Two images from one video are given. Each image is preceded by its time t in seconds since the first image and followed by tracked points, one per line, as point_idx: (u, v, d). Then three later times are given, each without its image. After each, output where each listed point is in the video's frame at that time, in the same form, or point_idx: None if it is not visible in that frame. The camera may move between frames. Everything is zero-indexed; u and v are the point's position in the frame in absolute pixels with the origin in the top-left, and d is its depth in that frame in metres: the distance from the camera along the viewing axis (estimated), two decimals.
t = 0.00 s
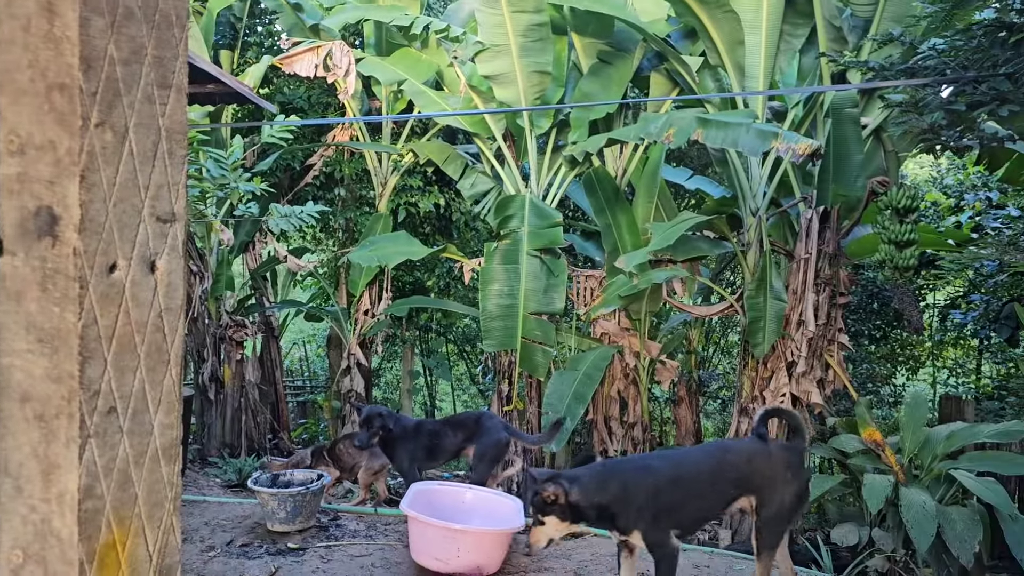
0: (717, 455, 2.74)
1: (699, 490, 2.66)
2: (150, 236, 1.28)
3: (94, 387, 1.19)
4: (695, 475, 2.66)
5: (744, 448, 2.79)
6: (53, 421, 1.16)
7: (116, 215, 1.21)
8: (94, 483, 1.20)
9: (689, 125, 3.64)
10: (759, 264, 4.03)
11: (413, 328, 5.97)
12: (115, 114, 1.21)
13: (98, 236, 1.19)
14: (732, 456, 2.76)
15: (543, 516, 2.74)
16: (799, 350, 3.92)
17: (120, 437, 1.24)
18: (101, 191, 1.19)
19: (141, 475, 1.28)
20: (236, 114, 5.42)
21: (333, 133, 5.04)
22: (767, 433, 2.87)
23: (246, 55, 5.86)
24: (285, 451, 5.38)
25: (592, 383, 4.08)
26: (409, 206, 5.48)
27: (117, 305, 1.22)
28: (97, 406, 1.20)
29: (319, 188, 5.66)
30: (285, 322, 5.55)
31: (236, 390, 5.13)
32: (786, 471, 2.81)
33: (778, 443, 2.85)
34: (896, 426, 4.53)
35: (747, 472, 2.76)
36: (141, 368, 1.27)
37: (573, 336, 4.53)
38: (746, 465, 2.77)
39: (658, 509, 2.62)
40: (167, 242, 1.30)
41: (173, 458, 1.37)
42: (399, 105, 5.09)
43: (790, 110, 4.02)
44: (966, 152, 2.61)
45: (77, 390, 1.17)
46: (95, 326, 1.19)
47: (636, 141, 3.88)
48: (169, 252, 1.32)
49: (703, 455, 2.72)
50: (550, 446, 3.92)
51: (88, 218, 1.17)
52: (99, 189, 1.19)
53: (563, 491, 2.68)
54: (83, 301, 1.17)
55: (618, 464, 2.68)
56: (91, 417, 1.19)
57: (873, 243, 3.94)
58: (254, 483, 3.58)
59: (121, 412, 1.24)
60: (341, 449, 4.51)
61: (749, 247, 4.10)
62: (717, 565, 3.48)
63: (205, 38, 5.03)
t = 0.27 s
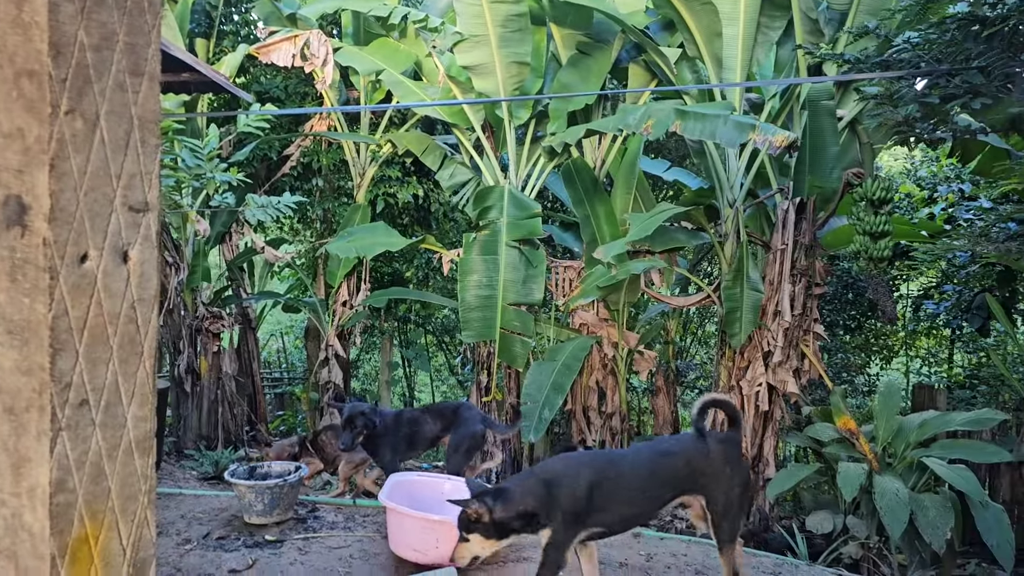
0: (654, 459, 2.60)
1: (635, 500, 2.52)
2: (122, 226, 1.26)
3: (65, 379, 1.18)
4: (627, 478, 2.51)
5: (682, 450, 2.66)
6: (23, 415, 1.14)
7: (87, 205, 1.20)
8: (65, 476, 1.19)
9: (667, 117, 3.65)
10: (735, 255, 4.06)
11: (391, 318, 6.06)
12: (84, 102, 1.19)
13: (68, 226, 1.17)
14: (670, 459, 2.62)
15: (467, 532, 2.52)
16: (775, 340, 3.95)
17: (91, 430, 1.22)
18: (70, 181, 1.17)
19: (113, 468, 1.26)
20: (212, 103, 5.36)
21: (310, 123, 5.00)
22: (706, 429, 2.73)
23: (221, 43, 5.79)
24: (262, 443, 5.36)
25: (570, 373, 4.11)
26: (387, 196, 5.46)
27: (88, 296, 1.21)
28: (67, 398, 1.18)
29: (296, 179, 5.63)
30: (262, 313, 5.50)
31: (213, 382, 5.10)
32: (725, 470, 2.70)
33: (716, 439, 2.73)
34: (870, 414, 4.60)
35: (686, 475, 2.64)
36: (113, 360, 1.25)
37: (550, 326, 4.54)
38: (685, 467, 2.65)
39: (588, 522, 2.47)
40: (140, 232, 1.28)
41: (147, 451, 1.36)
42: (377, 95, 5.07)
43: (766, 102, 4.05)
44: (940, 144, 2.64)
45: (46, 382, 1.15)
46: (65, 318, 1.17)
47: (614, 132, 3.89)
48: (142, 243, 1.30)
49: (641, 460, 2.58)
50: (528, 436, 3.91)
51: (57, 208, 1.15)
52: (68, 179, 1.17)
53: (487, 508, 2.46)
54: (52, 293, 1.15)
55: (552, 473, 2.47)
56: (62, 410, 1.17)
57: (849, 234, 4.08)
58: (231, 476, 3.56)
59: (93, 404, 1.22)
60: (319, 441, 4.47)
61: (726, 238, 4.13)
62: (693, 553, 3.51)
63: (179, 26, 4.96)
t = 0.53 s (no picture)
0: (577, 460, 2.44)
1: (553, 502, 2.36)
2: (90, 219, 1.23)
3: (29, 376, 1.16)
4: (547, 479, 2.36)
5: (606, 453, 2.47)
6: None
7: (52, 198, 1.17)
8: (29, 476, 1.17)
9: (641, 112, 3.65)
10: (708, 250, 4.08)
11: (365, 315, 5.95)
12: (50, 90, 1.16)
13: (32, 220, 1.15)
14: (594, 461, 2.45)
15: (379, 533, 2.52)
16: (747, 335, 3.98)
17: (56, 428, 1.20)
18: (36, 172, 1.16)
19: (79, 468, 1.24)
20: (182, 97, 5.28)
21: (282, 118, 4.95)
22: (633, 433, 2.55)
23: (191, 36, 5.71)
24: (235, 440, 5.31)
25: (544, 368, 4.12)
26: (361, 191, 5.44)
27: (53, 292, 1.18)
28: (31, 396, 1.17)
29: (268, 174, 5.57)
30: (234, 310, 5.45)
31: (184, 379, 5.03)
32: (650, 477, 2.50)
33: (641, 443, 2.54)
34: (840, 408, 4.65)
35: (607, 479, 2.46)
36: (78, 357, 1.22)
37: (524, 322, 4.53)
38: (609, 471, 2.46)
39: (506, 524, 2.34)
40: (106, 226, 1.25)
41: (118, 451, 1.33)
42: (350, 90, 5.05)
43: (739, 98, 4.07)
44: (908, 140, 2.66)
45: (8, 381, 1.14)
46: (28, 315, 1.16)
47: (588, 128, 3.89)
48: (111, 237, 1.27)
49: (561, 461, 2.42)
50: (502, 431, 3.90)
51: (19, 201, 1.13)
52: (34, 170, 1.15)
53: (399, 508, 2.45)
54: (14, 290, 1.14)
55: (466, 470, 2.42)
56: (25, 408, 1.16)
57: (819, 229, 4.11)
58: (203, 474, 3.53)
59: (58, 402, 1.20)
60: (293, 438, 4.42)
61: (699, 233, 4.16)
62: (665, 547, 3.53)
63: (148, 19, 4.88)
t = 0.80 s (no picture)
0: (494, 452, 2.35)
1: (472, 494, 2.26)
2: (57, 216, 1.24)
3: None
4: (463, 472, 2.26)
5: (526, 445, 2.39)
6: None
7: (12, 194, 1.19)
8: None
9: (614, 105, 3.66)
10: (681, 243, 4.11)
11: (339, 309, 5.99)
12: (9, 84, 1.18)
13: None
14: (514, 455, 2.36)
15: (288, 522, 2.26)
16: (720, 327, 4.01)
17: (21, 425, 1.22)
18: None
19: (47, 465, 1.26)
20: (150, 90, 5.21)
21: (253, 110, 4.94)
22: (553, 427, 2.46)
23: (159, 28, 5.63)
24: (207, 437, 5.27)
25: (519, 361, 4.12)
26: (333, 185, 5.41)
27: (16, 287, 1.20)
28: None
29: (239, 168, 5.51)
30: (205, 305, 5.40)
31: (155, 376, 4.97)
32: (568, 472, 2.42)
33: (563, 437, 2.46)
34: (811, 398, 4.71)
35: (528, 471, 2.36)
36: (43, 354, 1.23)
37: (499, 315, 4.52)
38: (529, 465, 2.37)
39: (431, 521, 2.22)
40: (71, 220, 1.25)
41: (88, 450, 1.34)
42: (322, 82, 4.99)
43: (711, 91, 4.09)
44: (877, 134, 2.69)
45: None
46: None
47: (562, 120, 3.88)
48: (79, 234, 1.27)
49: (481, 453, 2.33)
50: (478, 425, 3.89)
51: None
52: None
53: (309, 494, 2.17)
54: None
55: (386, 468, 2.27)
56: None
57: (791, 222, 4.11)
58: (175, 470, 3.50)
59: (23, 399, 1.22)
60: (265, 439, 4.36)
61: (672, 226, 4.18)
62: (638, 536, 3.58)
63: (115, 10, 4.81)
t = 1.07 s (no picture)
0: (424, 452, 2.43)
1: (390, 492, 2.35)
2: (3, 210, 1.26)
3: None
4: (384, 472, 2.37)
5: (456, 444, 2.45)
6: None
7: None
8: None
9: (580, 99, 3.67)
10: (647, 236, 4.13)
11: (306, 306, 5.88)
12: None
13: None
14: (441, 456, 2.43)
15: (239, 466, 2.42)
16: (686, 320, 4.05)
17: None
18: None
19: None
20: (110, 85, 5.12)
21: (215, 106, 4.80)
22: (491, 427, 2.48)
23: (119, 21, 5.54)
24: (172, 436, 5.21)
25: (487, 356, 4.11)
26: (298, 180, 5.36)
27: None
28: None
29: (202, 163, 5.44)
30: (169, 303, 5.34)
31: (118, 375, 4.89)
32: (502, 471, 2.46)
33: (499, 437, 2.48)
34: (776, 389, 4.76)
35: (455, 472, 2.42)
36: None
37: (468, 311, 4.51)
38: (457, 465, 2.43)
39: (348, 520, 2.34)
40: (23, 217, 1.28)
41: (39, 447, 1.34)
42: (285, 77, 4.96)
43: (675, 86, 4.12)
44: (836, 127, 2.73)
45: None
46: None
47: (528, 115, 3.88)
48: (28, 228, 1.30)
49: (408, 454, 2.42)
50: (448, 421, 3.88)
51: None
52: None
53: (249, 446, 2.32)
54: None
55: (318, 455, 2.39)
56: None
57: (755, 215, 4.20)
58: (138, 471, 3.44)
59: None
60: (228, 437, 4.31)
61: (638, 220, 4.20)
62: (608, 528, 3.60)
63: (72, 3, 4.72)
